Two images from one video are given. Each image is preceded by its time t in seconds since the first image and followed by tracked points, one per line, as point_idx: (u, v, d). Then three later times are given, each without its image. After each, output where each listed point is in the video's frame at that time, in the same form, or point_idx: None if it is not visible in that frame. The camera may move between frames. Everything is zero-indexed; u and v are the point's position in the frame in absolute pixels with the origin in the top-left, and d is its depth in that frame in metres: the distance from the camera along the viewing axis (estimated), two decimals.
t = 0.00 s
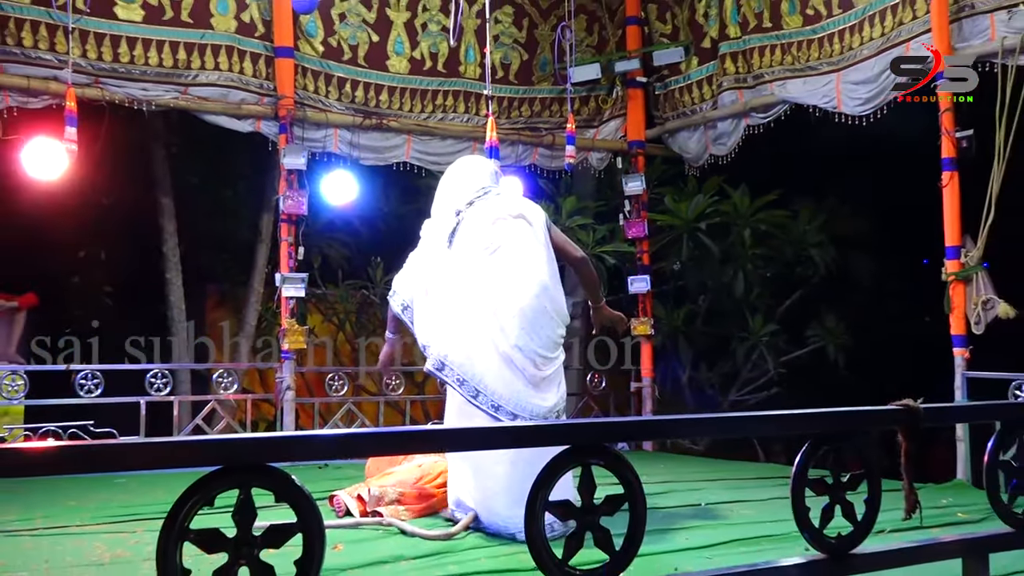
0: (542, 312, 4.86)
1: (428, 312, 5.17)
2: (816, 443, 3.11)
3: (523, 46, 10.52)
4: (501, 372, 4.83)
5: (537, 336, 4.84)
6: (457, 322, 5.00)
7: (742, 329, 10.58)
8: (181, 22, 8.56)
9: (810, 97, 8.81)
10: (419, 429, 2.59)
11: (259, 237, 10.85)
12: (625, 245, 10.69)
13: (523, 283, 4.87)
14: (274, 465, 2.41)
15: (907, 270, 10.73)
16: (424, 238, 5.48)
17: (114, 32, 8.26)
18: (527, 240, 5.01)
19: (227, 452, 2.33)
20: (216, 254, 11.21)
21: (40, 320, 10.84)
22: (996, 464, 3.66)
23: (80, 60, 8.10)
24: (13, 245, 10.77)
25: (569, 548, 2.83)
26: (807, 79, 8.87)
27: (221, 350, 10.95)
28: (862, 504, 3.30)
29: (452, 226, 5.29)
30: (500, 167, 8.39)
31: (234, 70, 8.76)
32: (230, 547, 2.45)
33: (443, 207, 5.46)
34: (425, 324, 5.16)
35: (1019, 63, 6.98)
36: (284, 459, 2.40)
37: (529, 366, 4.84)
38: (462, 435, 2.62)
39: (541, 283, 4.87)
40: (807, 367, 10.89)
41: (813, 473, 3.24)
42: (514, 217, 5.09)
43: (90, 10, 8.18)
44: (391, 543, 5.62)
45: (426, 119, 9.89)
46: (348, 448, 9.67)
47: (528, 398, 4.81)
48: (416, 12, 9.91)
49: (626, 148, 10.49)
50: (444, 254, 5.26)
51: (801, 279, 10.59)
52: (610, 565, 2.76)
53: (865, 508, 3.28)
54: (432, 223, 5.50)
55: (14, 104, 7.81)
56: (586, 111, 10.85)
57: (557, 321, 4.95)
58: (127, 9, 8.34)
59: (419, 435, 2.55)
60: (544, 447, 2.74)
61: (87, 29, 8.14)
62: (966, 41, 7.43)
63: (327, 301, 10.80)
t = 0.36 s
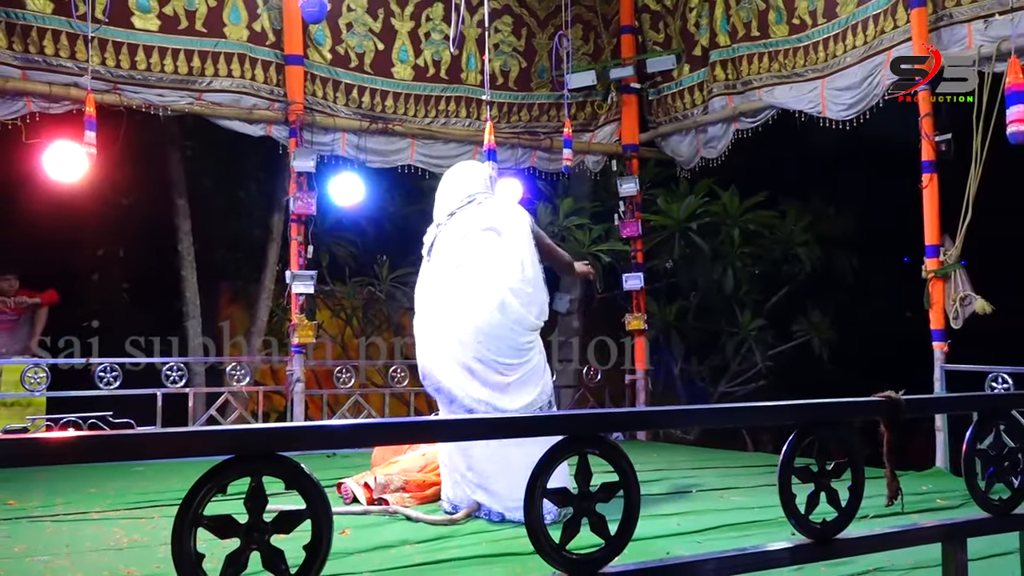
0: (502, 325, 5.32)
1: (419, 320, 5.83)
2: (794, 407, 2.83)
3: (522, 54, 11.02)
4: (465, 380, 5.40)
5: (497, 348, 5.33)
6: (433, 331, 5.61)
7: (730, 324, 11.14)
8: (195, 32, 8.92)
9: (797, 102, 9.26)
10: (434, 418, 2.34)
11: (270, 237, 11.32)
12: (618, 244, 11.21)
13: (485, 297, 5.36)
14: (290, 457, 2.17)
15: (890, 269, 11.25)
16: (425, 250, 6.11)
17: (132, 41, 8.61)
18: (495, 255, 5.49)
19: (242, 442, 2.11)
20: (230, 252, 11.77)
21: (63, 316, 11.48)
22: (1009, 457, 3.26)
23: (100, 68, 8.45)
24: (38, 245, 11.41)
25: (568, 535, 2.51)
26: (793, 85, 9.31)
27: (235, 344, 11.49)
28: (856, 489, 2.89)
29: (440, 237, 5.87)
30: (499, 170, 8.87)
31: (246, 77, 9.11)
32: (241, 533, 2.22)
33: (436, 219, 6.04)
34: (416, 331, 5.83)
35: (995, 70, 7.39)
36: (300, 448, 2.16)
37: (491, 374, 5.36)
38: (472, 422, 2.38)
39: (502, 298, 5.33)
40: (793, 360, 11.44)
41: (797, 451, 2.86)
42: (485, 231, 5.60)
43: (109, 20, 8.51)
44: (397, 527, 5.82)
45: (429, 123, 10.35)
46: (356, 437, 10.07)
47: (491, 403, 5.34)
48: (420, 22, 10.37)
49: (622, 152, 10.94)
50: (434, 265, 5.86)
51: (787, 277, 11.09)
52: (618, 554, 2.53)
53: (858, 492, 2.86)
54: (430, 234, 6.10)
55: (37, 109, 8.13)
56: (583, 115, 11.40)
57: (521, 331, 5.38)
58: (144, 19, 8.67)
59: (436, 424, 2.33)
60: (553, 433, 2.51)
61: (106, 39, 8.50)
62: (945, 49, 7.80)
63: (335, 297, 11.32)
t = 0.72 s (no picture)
0: (496, 329, 5.39)
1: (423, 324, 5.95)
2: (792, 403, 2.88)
3: (522, 55, 11.10)
4: (464, 382, 5.51)
5: (492, 351, 5.40)
6: (434, 335, 5.72)
7: (729, 323, 11.21)
8: (199, 32, 8.99)
9: (795, 102, 9.36)
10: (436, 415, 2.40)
11: (272, 236, 11.38)
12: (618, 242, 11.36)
13: (479, 301, 5.43)
14: (296, 454, 2.23)
15: (888, 269, 11.41)
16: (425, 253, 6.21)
17: (135, 41, 8.68)
18: (487, 259, 5.54)
19: (242, 438, 2.14)
20: (233, 251, 11.87)
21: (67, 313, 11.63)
22: (1007, 454, 3.28)
23: (104, 68, 8.52)
24: (44, 244, 11.57)
25: (568, 530, 2.55)
26: (792, 86, 9.41)
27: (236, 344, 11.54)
28: (853, 485, 2.93)
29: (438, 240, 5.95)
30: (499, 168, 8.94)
31: (249, 77, 9.19)
32: (244, 530, 2.24)
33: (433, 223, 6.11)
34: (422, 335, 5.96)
35: (992, 70, 7.49)
36: (303, 444, 2.21)
37: (488, 376, 5.44)
38: (473, 420, 2.44)
39: (496, 302, 5.40)
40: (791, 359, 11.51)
41: (795, 448, 2.91)
42: (476, 234, 5.63)
43: (113, 21, 8.57)
44: (398, 523, 5.88)
45: (430, 123, 10.43)
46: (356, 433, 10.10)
47: (489, 405, 5.43)
48: (421, 23, 10.45)
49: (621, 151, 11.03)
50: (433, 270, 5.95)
51: (786, 275, 11.17)
52: (617, 550, 2.58)
53: (855, 489, 2.90)
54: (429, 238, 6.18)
55: (41, 109, 8.21)
56: (583, 115, 11.49)
57: (515, 333, 5.43)
58: (148, 20, 8.75)
59: (438, 421, 2.39)
60: (552, 431, 2.56)
61: (110, 39, 8.56)
62: (941, 49, 7.90)
63: (338, 296, 11.39)
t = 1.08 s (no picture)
0: (509, 324, 5.38)
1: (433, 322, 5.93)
2: (801, 397, 2.88)
3: (528, 50, 11.09)
4: (477, 378, 5.48)
5: (505, 346, 5.39)
6: (445, 333, 5.70)
7: (736, 318, 11.18)
8: (206, 28, 9.00)
9: (804, 96, 9.31)
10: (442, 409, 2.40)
11: (280, 231, 11.39)
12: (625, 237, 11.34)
13: (491, 297, 5.41)
14: (303, 448, 2.24)
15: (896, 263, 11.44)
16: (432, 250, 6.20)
17: (142, 37, 8.70)
18: (497, 255, 5.55)
19: (249, 433, 2.15)
20: (240, 246, 11.90)
21: (75, 309, 11.67)
22: (1015, 450, 3.27)
23: (111, 63, 8.55)
24: (53, 239, 11.66)
25: (575, 524, 2.55)
26: (800, 80, 9.38)
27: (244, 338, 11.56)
28: (860, 480, 2.92)
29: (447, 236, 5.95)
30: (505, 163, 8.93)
31: (255, 72, 9.19)
32: (252, 523, 2.25)
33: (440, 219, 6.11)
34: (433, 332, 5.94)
35: (1001, 64, 7.45)
36: (310, 438, 2.21)
37: (501, 372, 5.43)
38: (480, 414, 2.44)
39: (509, 297, 5.39)
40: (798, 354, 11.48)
41: (802, 444, 2.91)
42: (485, 230, 5.64)
43: (120, 16, 8.60)
44: (405, 517, 5.90)
45: (437, 118, 10.44)
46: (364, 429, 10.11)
47: (503, 401, 5.42)
48: (428, 18, 10.42)
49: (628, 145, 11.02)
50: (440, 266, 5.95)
51: (794, 270, 11.14)
52: (624, 545, 2.58)
53: (863, 484, 2.90)
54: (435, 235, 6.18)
55: (49, 105, 8.24)
56: (589, 110, 11.46)
57: (527, 328, 5.45)
58: (155, 16, 8.76)
59: (444, 415, 2.39)
60: (559, 425, 2.56)
61: (117, 35, 8.58)
62: (949, 43, 7.84)
63: (345, 291, 11.42)
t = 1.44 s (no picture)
0: (528, 309, 5.41)
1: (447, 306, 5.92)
2: (809, 381, 2.88)
3: (538, 33, 11.02)
4: (496, 362, 5.50)
5: (524, 331, 5.40)
6: (460, 317, 5.69)
7: (746, 302, 11.16)
8: (214, 12, 8.96)
9: (814, 80, 9.23)
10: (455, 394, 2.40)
11: (289, 216, 11.39)
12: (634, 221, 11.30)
13: (510, 283, 5.44)
14: (313, 430, 2.25)
15: (908, 246, 11.38)
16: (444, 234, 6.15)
17: (151, 21, 8.70)
18: (516, 241, 5.55)
19: (260, 416, 2.17)
20: (250, 231, 11.95)
21: (86, 293, 11.73)
22: None
23: (119, 48, 8.54)
24: (63, 224, 11.70)
25: (585, 508, 2.55)
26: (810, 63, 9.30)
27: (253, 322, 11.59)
28: (871, 464, 2.92)
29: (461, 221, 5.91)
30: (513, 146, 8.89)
31: (264, 57, 9.16)
32: (262, 506, 2.25)
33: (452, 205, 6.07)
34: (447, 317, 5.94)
35: (1014, 46, 7.36)
36: (321, 422, 2.22)
37: (520, 356, 5.44)
38: (491, 398, 2.45)
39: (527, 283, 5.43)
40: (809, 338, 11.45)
41: (813, 428, 2.90)
42: (502, 216, 5.62)
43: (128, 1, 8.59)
44: (415, 500, 5.93)
45: (446, 102, 10.41)
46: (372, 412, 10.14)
47: (522, 385, 5.45)
48: (436, 2, 10.37)
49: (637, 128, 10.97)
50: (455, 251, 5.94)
51: (804, 254, 11.11)
52: (634, 528, 2.58)
53: (874, 467, 2.90)
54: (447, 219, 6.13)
55: (59, 90, 8.25)
56: (599, 94, 11.39)
57: (546, 313, 5.47)
58: None
59: (455, 399, 2.39)
60: (570, 409, 2.56)
61: (126, 19, 8.58)
62: (962, 25, 7.79)
63: (354, 275, 11.44)
